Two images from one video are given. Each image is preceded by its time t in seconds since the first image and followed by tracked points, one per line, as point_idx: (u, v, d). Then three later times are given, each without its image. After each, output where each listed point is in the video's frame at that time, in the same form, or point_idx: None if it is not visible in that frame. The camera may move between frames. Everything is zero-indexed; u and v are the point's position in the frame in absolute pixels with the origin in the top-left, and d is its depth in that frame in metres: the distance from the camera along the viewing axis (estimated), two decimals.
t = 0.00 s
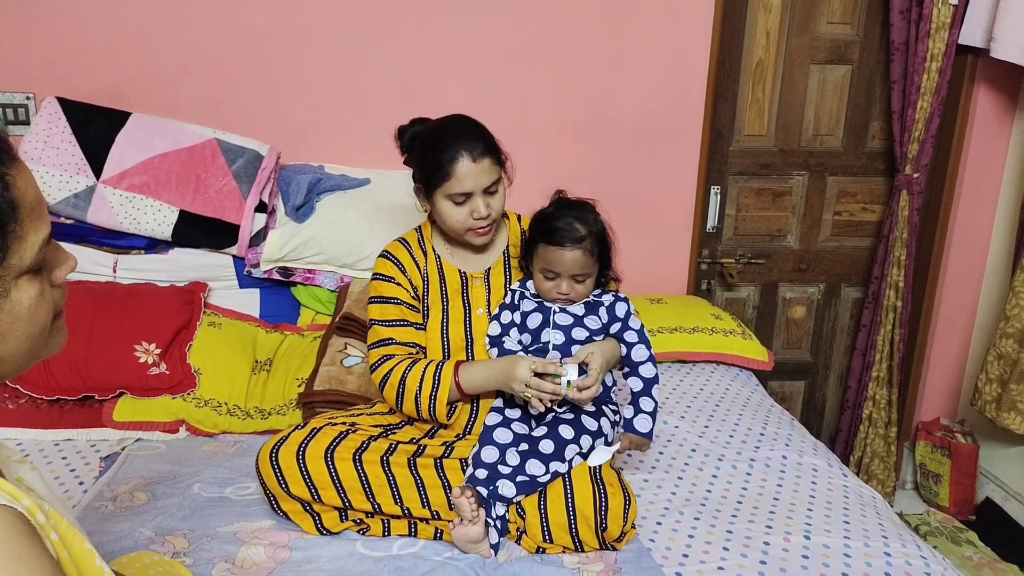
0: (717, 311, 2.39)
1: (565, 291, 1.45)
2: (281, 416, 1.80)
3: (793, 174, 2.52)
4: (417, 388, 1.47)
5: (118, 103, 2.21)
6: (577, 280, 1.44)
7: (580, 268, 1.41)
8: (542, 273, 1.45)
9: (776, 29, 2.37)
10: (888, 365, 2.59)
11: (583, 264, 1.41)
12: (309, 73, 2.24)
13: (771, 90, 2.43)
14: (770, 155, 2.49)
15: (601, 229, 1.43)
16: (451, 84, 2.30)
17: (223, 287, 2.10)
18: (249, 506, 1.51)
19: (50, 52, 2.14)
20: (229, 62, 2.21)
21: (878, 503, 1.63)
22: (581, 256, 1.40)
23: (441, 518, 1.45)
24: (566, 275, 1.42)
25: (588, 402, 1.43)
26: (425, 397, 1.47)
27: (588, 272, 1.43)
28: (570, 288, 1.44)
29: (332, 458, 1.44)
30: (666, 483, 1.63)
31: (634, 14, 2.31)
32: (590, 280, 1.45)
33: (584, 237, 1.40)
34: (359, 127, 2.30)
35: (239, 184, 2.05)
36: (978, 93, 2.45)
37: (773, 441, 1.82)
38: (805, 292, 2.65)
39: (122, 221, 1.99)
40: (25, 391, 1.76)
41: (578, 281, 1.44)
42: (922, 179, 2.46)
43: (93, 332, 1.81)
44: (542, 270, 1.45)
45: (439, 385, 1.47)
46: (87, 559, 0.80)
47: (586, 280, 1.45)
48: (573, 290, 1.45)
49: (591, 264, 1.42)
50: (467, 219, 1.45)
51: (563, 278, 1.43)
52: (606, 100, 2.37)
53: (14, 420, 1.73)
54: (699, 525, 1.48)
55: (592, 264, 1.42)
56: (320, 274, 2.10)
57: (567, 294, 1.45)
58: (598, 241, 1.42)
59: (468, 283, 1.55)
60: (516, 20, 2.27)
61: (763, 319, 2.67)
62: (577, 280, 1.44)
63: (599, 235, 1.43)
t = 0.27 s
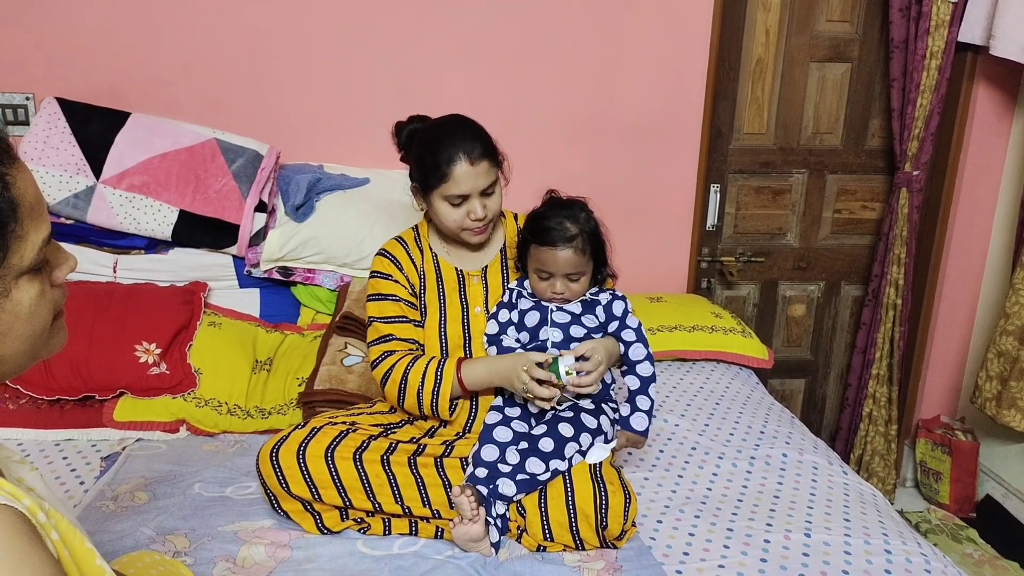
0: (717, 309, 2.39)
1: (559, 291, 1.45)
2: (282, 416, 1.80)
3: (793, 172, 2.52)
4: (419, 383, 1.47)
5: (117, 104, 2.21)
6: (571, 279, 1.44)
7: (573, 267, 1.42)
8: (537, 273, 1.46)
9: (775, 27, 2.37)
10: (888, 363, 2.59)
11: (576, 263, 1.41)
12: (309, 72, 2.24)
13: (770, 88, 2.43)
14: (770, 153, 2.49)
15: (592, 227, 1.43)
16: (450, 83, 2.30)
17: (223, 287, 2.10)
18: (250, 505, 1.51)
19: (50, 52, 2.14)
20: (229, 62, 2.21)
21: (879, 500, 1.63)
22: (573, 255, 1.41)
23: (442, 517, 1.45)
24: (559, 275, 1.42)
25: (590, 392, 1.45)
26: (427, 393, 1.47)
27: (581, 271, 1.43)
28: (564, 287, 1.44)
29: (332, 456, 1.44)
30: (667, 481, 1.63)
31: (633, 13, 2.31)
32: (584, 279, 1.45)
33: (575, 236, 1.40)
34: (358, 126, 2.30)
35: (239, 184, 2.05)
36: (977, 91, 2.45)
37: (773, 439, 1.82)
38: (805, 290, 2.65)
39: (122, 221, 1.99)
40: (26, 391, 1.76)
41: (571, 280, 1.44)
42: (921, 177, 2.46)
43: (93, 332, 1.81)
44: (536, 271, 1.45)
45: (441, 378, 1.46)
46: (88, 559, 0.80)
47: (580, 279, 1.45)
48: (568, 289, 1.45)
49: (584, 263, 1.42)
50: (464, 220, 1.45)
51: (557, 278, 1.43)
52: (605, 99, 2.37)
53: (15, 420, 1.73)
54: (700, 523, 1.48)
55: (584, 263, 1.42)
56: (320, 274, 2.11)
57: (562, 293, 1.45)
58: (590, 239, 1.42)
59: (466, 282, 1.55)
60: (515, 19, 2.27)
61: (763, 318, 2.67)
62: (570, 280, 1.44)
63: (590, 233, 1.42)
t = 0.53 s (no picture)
0: (715, 308, 2.39)
1: (558, 287, 1.45)
2: (280, 416, 1.80)
3: (790, 171, 2.52)
4: (417, 383, 1.47)
5: (115, 104, 2.21)
6: (569, 274, 1.44)
7: (571, 263, 1.42)
8: (535, 270, 1.45)
9: (772, 27, 2.37)
10: (886, 362, 2.59)
11: (574, 257, 1.41)
12: (306, 72, 2.24)
13: (768, 87, 2.43)
14: (767, 152, 2.49)
15: (589, 222, 1.43)
16: (448, 83, 2.30)
17: (221, 288, 2.10)
18: (248, 506, 1.51)
19: (47, 53, 2.14)
20: (226, 63, 2.20)
21: (877, 499, 1.63)
22: (570, 250, 1.41)
23: (441, 517, 1.45)
24: (557, 270, 1.42)
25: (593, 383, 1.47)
26: (425, 393, 1.47)
27: (579, 266, 1.43)
28: (563, 283, 1.44)
29: (330, 457, 1.44)
30: (665, 481, 1.63)
31: (631, 12, 2.31)
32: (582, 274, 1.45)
33: (572, 231, 1.41)
34: (356, 127, 2.30)
35: (237, 184, 2.04)
36: (974, 90, 2.45)
37: (771, 438, 1.82)
38: (803, 290, 2.66)
39: (119, 222, 1.99)
40: (24, 392, 1.76)
41: (570, 276, 1.44)
42: (918, 176, 2.46)
43: (91, 333, 1.81)
44: (535, 268, 1.45)
45: (439, 378, 1.47)
46: (85, 560, 0.80)
47: (579, 274, 1.45)
48: (566, 285, 1.45)
49: (581, 257, 1.42)
50: (461, 221, 1.45)
51: (555, 274, 1.43)
52: (603, 99, 2.38)
53: (13, 421, 1.73)
54: (698, 522, 1.48)
55: (582, 257, 1.42)
56: (318, 274, 2.11)
57: (561, 289, 1.45)
58: (587, 233, 1.42)
59: (463, 281, 1.55)
60: (513, 19, 2.27)
61: (761, 317, 2.67)
62: (569, 275, 1.44)
63: (587, 228, 1.43)
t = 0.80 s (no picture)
0: (715, 307, 2.39)
1: (561, 280, 1.44)
2: (279, 414, 1.80)
3: (790, 169, 2.52)
4: (425, 374, 1.46)
5: (113, 102, 2.20)
6: (572, 267, 1.44)
7: (573, 254, 1.42)
8: (537, 263, 1.45)
9: (772, 25, 2.37)
10: (885, 360, 2.59)
11: (577, 249, 1.42)
12: (306, 70, 2.24)
13: (767, 85, 2.43)
14: (767, 150, 2.49)
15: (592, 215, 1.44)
16: (447, 81, 2.30)
17: (220, 286, 2.10)
18: (248, 504, 1.51)
19: (46, 50, 2.14)
20: (225, 60, 2.20)
21: (876, 497, 1.63)
22: (574, 242, 1.41)
23: (440, 515, 1.45)
24: (561, 262, 1.42)
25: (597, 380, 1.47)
26: (433, 383, 1.46)
27: (582, 258, 1.43)
28: (565, 276, 1.44)
29: (330, 454, 1.44)
30: (664, 479, 1.63)
31: (631, 10, 2.30)
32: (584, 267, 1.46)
33: (575, 223, 1.41)
34: (355, 124, 2.30)
35: (236, 182, 2.04)
36: (974, 88, 2.45)
37: (770, 436, 1.82)
38: (802, 288, 2.66)
39: (118, 220, 1.98)
40: (22, 390, 1.76)
41: (573, 268, 1.44)
42: (918, 174, 2.46)
43: (90, 331, 1.81)
44: (537, 261, 1.45)
45: (448, 370, 1.45)
46: (83, 558, 0.80)
47: (581, 267, 1.45)
48: (569, 277, 1.45)
49: (584, 249, 1.43)
50: (465, 217, 1.45)
51: (558, 267, 1.43)
52: (603, 97, 2.37)
53: (11, 419, 1.73)
54: (697, 520, 1.48)
55: (585, 249, 1.43)
56: (317, 272, 2.10)
57: (563, 282, 1.45)
58: (590, 227, 1.43)
59: (464, 279, 1.55)
60: (512, 16, 2.27)
61: (761, 315, 2.67)
62: (571, 267, 1.44)
63: (590, 221, 1.43)
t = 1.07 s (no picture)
0: (716, 306, 2.39)
1: (566, 278, 1.45)
2: (281, 413, 1.80)
3: (792, 168, 2.52)
4: (427, 377, 1.46)
5: (115, 101, 2.21)
6: (578, 265, 1.44)
7: (580, 251, 1.42)
8: (543, 259, 1.45)
9: (774, 24, 2.37)
10: (887, 359, 2.59)
11: (585, 248, 1.42)
12: (308, 69, 2.24)
13: (769, 84, 2.42)
14: (769, 149, 2.49)
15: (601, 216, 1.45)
16: (449, 80, 2.30)
17: (222, 285, 2.11)
18: (250, 502, 1.51)
19: (48, 49, 2.14)
20: (227, 59, 2.20)
21: (878, 496, 1.63)
22: (581, 239, 1.41)
23: (442, 513, 1.45)
24: (568, 259, 1.42)
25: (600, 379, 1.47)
26: (435, 387, 1.46)
27: (589, 257, 1.44)
28: (571, 274, 1.44)
29: (332, 452, 1.44)
30: (666, 478, 1.63)
31: (633, 9, 2.30)
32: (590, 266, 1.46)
33: (583, 221, 1.41)
34: (357, 123, 2.30)
35: (238, 181, 2.04)
36: (977, 87, 2.45)
37: (772, 435, 1.82)
38: (804, 287, 2.65)
39: (120, 219, 1.99)
40: (24, 389, 1.76)
41: (579, 266, 1.44)
42: (920, 173, 2.46)
43: (92, 330, 1.81)
44: (544, 256, 1.45)
45: (450, 373, 1.45)
46: (85, 557, 0.80)
47: (587, 265, 1.45)
48: (574, 276, 1.45)
49: (592, 248, 1.43)
50: (472, 215, 1.45)
51: (565, 264, 1.43)
52: (604, 96, 2.37)
53: (14, 418, 1.73)
54: (699, 519, 1.48)
55: (592, 248, 1.43)
56: (319, 271, 2.11)
57: (568, 280, 1.45)
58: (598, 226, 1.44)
59: (467, 278, 1.55)
60: (514, 15, 2.27)
61: (762, 314, 2.67)
62: (578, 265, 1.44)
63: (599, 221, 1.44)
